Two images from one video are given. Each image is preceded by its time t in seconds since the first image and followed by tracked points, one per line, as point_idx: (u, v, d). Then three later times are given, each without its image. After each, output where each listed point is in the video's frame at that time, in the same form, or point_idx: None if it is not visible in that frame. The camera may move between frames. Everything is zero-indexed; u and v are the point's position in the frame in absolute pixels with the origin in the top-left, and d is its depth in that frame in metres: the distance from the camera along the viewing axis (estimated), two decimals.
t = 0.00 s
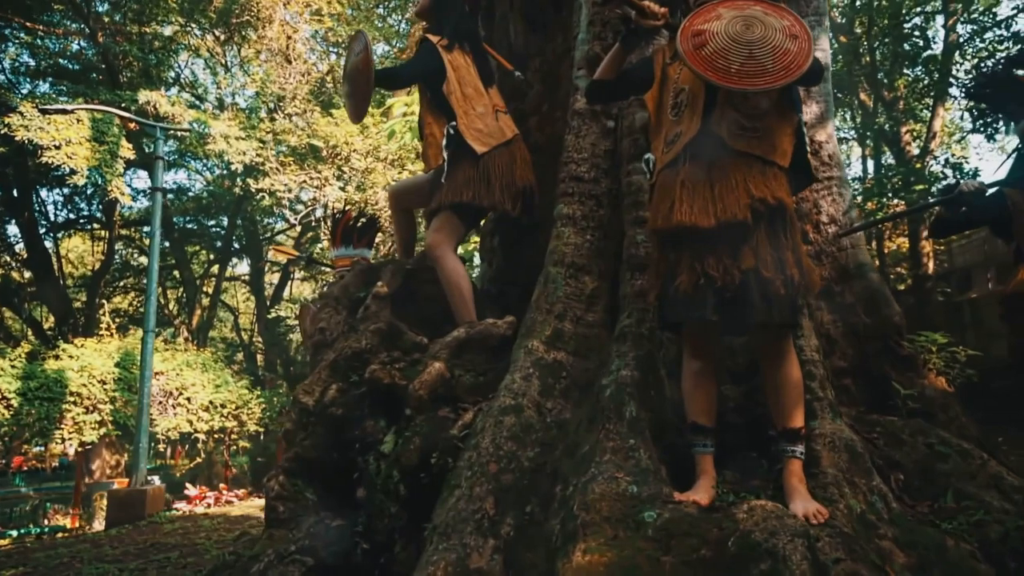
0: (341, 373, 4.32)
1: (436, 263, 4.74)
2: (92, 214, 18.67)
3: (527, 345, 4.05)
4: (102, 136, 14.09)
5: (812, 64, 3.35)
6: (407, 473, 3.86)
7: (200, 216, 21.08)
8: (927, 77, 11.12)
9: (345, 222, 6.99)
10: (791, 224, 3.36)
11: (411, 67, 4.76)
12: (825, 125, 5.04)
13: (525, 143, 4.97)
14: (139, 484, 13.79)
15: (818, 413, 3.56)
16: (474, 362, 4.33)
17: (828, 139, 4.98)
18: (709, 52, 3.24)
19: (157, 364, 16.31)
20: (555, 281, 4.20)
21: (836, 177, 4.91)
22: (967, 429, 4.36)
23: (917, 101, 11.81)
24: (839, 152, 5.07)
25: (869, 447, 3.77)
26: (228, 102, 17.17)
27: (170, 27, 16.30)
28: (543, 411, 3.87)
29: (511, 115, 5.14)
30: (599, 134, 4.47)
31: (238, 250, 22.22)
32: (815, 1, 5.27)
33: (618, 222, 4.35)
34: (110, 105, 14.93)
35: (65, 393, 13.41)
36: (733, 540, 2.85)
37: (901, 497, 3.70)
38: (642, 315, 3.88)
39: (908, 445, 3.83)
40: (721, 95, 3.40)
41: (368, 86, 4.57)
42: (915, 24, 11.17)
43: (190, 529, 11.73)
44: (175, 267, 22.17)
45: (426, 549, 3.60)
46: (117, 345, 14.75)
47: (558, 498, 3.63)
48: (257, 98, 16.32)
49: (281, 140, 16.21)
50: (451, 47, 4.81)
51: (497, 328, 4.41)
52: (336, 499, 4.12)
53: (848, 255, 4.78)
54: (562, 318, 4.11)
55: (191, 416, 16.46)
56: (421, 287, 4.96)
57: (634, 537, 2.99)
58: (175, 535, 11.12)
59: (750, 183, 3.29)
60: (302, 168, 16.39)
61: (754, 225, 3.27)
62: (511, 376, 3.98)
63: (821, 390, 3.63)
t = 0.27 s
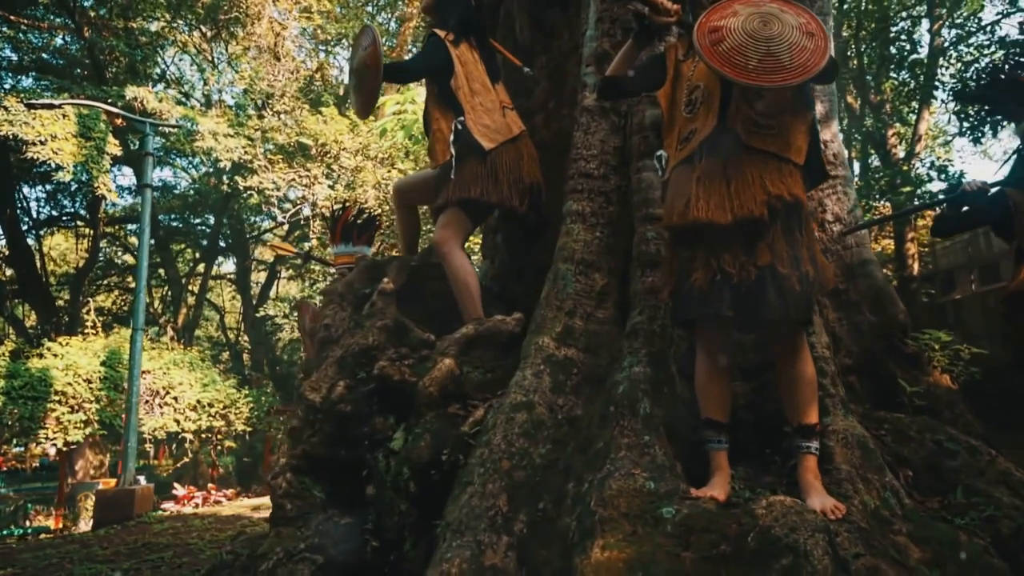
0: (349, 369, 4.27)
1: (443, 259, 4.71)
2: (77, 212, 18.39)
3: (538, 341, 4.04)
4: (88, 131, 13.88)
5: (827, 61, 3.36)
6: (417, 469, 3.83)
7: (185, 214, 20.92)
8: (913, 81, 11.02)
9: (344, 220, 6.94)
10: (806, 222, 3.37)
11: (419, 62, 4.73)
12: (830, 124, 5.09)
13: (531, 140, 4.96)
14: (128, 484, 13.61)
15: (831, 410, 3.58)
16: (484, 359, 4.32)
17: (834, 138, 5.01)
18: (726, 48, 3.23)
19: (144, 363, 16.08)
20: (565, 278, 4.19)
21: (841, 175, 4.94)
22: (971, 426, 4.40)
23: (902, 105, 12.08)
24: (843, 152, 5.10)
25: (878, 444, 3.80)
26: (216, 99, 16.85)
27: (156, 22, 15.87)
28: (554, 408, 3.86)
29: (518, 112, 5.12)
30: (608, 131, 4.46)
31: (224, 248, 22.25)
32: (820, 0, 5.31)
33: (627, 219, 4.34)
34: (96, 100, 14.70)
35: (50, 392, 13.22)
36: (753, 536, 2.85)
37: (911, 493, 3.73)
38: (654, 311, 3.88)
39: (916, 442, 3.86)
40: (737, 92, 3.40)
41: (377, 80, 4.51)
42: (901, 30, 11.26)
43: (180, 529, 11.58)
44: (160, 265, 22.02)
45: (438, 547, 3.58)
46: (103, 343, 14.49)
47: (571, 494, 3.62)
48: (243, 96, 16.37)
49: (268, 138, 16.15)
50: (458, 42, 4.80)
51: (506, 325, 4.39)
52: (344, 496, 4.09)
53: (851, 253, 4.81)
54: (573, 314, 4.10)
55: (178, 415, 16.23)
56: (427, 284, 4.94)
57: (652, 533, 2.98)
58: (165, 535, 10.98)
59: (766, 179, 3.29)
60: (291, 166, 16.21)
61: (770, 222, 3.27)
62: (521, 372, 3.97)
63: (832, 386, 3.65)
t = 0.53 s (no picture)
0: (353, 368, 4.23)
1: (447, 257, 4.68)
2: (61, 209, 18.13)
3: (545, 340, 4.02)
4: (74, 127, 13.67)
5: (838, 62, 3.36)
6: (424, 468, 3.81)
7: (171, 212, 20.59)
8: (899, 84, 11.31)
9: (342, 218, 6.88)
10: (817, 222, 3.37)
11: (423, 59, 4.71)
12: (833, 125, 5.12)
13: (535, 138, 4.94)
14: (115, 484, 13.46)
15: (839, 409, 3.59)
16: (489, 358, 4.30)
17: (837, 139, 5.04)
18: (739, 46, 3.22)
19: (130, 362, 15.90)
20: (572, 277, 4.18)
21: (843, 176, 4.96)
22: (972, 425, 4.44)
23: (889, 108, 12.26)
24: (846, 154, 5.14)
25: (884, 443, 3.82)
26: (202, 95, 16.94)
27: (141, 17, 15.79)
28: (562, 407, 3.85)
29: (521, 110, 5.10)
30: (615, 129, 4.46)
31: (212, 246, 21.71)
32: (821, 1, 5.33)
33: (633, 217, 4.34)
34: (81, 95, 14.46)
35: (34, 392, 13.05)
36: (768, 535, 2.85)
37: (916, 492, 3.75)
38: (662, 310, 3.87)
39: (921, 441, 3.89)
40: (750, 92, 3.38)
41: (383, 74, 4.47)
42: (888, 33, 11.33)
43: (169, 530, 11.45)
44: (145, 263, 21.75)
45: (447, 546, 3.55)
46: (88, 342, 14.26)
47: (580, 493, 3.61)
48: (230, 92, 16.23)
49: (254, 136, 16.11)
50: (464, 39, 4.77)
51: (512, 324, 4.37)
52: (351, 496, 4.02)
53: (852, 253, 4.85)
54: (580, 313, 4.09)
55: (164, 415, 16.05)
56: (430, 282, 4.91)
57: (666, 532, 2.98)
58: (154, 536, 10.85)
59: (778, 179, 3.28)
60: (279, 164, 16.33)
61: (782, 221, 3.27)
62: (529, 370, 3.95)
63: (840, 386, 3.66)
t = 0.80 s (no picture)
0: (356, 367, 4.20)
1: (451, 256, 4.66)
2: (44, 205, 17.87)
3: (551, 340, 4.01)
4: (58, 123, 13.46)
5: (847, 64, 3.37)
6: (431, 468, 3.80)
7: (156, 209, 20.21)
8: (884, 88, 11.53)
9: (339, 217, 6.83)
10: (826, 223, 3.38)
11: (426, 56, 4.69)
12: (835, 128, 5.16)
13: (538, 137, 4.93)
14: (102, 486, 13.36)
15: (845, 408, 3.61)
16: (493, 357, 4.29)
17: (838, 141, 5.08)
18: (750, 47, 3.22)
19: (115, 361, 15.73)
20: (578, 276, 4.18)
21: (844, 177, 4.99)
22: (971, 425, 4.48)
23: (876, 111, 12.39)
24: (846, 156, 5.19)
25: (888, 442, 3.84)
26: (189, 92, 16.58)
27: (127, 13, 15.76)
28: (569, 407, 3.84)
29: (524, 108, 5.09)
30: (620, 129, 4.46)
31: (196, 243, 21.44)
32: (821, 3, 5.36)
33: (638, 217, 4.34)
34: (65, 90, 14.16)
35: (16, 391, 12.95)
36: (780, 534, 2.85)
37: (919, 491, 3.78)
38: (669, 310, 3.87)
39: (923, 441, 3.92)
40: (759, 93, 3.39)
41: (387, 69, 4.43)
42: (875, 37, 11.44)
43: (157, 532, 11.31)
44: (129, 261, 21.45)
45: (454, 547, 3.54)
46: (72, 340, 14.02)
47: (587, 493, 3.60)
48: (217, 90, 16.06)
49: (241, 134, 15.87)
50: (469, 36, 4.76)
51: (516, 323, 4.36)
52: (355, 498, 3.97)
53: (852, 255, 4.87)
54: (585, 312, 4.09)
55: (150, 415, 15.89)
56: (433, 282, 4.90)
57: (678, 532, 2.98)
58: (141, 538, 10.70)
59: (788, 180, 3.29)
60: (267, 162, 16.07)
61: (791, 222, 3.27)
62: (535, 370, 3.95)
63: (845, 386, 3.68)
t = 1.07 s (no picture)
0: (357, 365, 4.16)
1: (453, 254, 4.63)
2: (20, 201, 17.52)
3: (556, 338, 4.00)
4: (37, 116, 13.16)
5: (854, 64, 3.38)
6: (435, 467, 3.77)
7: (135, 206, 19.88)
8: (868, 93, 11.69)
9: (334, 214, 6.77)
10: (834, 223, 3.38)
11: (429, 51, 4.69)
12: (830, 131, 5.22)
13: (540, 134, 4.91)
14: (81, 487, 13.10)
15: (850, 407, 3.64)
16: (496, 356, 4.28)
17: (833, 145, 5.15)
18: (759, 45, 3.23)
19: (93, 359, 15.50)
20: (582, 274, 4.17)
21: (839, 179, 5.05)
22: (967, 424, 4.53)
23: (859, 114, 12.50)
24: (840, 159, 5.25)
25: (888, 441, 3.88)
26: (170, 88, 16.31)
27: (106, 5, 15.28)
28: (574, 405, 3.82)
29: (525, 106, 5.08)
30: (623, 128, 4.47)
31: (177, 241, 21.09)
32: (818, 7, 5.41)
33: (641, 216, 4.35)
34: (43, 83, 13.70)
35: None
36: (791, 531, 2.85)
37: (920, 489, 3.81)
38: (674, 308, 3.88)
39: (922, 439, 3.96)
40: (768, 91, 3.39)
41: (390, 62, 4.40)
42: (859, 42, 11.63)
43: (139, 533, 11.09)
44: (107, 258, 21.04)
45: (461, 546, 3.51)
46: (49, 339, 13.75)
47: (593, 491, 3.59)
48: (198, 85, 16.14)
49: (223, 130, 15.76)
50: (473, 31, 4.75)
51: (519, 321, 4.34)
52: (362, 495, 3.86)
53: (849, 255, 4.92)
54: (589, 311, 4.09)
55: (130, 415, 15.64)
56: (433, 279, 4.87)
57: (689, 530, 2.98)
58: (122, 540, 10.49)
59: (797, 179, 3.29)
60: (250, 160, 16.01)
61: (801, 220, 3.27)
62: (540, 368, 3.93)
63: (848, 383, 3.72)
